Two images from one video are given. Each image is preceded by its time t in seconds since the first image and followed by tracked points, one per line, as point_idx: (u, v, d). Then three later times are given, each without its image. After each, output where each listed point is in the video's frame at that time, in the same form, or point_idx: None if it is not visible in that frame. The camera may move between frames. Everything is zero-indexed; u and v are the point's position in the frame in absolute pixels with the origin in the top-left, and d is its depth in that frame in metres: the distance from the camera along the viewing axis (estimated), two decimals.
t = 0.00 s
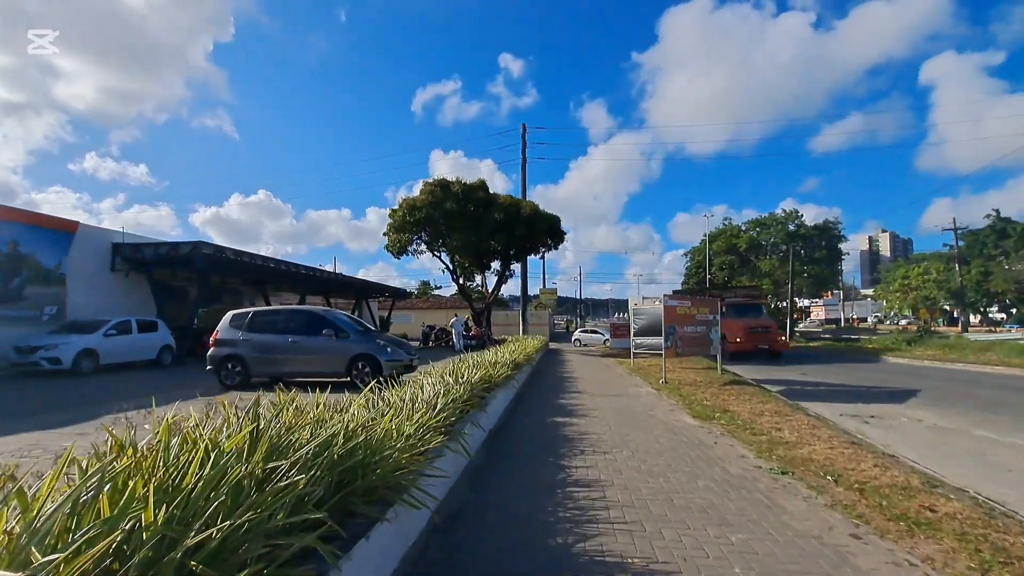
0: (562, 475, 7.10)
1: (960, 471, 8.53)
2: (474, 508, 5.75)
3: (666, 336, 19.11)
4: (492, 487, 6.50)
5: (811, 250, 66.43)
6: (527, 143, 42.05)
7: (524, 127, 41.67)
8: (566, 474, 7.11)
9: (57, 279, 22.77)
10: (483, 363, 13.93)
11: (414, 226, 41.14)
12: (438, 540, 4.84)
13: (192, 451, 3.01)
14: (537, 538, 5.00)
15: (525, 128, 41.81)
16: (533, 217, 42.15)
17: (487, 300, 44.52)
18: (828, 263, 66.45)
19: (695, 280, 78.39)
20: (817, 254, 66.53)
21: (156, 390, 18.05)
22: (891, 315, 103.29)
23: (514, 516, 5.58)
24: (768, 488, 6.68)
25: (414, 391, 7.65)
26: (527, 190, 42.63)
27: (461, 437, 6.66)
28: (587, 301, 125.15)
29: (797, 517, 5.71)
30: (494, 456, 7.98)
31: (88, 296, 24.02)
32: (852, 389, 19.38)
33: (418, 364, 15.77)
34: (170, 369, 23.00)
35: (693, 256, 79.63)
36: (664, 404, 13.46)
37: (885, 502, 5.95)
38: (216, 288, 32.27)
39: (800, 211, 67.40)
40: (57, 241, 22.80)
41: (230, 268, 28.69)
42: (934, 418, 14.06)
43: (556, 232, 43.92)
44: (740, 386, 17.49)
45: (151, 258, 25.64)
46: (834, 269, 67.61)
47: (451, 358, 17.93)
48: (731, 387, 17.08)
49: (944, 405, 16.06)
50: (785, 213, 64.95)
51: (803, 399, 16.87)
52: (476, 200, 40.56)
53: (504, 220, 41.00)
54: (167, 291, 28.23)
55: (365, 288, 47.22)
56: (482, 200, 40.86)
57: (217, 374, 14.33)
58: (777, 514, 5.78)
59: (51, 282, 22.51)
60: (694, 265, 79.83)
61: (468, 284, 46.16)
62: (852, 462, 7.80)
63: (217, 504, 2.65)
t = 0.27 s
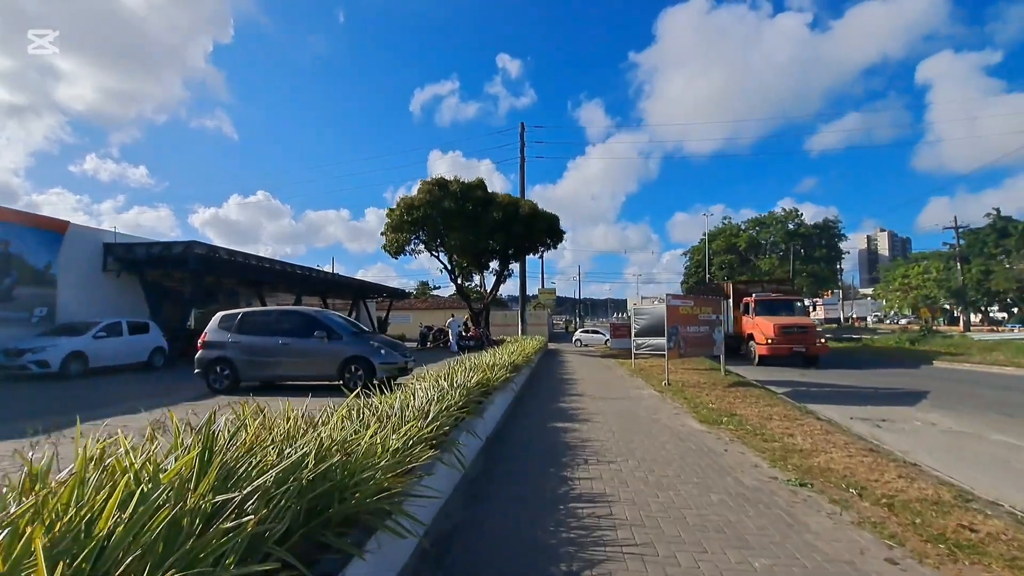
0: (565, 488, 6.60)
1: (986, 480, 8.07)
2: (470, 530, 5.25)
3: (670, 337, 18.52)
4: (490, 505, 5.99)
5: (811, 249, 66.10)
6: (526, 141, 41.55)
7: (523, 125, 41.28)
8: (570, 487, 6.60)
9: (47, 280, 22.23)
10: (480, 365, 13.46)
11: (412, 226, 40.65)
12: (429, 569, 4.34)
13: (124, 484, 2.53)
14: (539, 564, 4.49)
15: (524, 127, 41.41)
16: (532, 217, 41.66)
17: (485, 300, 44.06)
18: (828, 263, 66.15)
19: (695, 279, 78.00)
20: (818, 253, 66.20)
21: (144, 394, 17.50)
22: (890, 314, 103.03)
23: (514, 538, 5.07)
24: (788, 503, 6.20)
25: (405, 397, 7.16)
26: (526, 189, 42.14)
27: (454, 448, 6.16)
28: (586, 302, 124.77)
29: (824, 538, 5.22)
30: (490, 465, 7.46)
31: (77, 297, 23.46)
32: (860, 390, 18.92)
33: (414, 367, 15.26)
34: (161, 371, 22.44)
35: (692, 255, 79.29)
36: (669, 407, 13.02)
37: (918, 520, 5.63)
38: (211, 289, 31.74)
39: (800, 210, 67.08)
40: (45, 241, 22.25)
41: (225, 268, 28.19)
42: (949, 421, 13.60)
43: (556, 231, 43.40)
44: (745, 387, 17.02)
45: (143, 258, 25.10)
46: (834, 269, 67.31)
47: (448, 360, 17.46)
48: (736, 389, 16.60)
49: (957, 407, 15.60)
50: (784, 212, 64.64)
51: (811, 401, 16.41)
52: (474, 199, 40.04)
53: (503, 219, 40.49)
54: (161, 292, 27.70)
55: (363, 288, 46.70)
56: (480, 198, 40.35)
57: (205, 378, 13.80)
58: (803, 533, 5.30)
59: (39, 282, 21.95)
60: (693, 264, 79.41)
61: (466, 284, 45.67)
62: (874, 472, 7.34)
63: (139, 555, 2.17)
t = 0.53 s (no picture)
0: (567, 497, 6.15)
1: (1013, 486, 7.62)
2: (462, 547, 4.81)
3: (671, 336, 17.96)
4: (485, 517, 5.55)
5: (812, 248, 65.70)
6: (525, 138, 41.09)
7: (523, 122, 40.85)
8: (572, 497, 6.16)
9: (35, 278, 21.78)
10: (477, 365, 13.02)
11: (410, 224, 40.19)
12: None
13: (32, 522, 2.21)
14: None
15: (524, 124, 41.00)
16: (532, 215, 41.18)
17: (484, 299, 43.62)
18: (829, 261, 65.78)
19: (695, 278, 77.60)
20: (819, 252, 65.79)
21: (133, 395, 17.04)
22: (891, 314, 102.76)
23: (511, 556, 4.62)
24: (808, 514, 5.76)
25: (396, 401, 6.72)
26: (525, 187, 41.67)
27: (447, 455, 5.72)
28: (585, 301, 124.41)
29: (851, 555, 4.75)
30: (486, 472, 7.02)
31: (67, 295, 23.01)
32: (867, 390, 18.48)
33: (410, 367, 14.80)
34: (152, 371, 21.97)
35: (692, 254, 78.93)
36: (673, 409, 12.58)
37: (952, 534, 5.23)
38: (205, 287, 31.32)
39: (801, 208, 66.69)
40: (33, 238, 21.79)
41: (219, 267, 27.74)
42: (962, 422, 13.17)
43: (556, 229, 42.85)
44: (751, 388, 16.58)
45: (134, 256, 24.64)
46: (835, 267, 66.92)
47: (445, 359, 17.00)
48: (741, 389, 16.16)
49: (968, 407, 15.16)
50: (786, 210, 64.25)
51: (818, 402, 15.98)
52: (473, 196, 39.57)
53: (502, 217, 40.00)
54: (153, 291, 27.24)
55: (360, 287, 46.24)
56: (479, 196, 39.87)
57: (193, 378, 13.34)
58: (827, 549, 4.85)
59: (27, 280, 21.49)
60: (694, 264, 79.00)
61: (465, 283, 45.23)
62: (894, 480, 6.91)
63: None
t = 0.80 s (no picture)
0: (567, 514, 5.67)
1: None
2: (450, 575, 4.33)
3: (676, 337, 17.50)
4: (478, 538, 5.07)
5: (814, 247, 65.20)
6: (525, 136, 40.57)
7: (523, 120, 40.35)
8: (572, 513, 5.68)
9: (20, 277, 21.26)
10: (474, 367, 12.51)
11: (408, 222, 39.67)
12: None
13: None
14: None
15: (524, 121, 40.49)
16: (532, 213, 40.65)
17: (483, 298, 43.15)
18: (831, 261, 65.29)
19: (696, 277, 77.20)
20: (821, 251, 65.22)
21: (119, 397, 16.54)
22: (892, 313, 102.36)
23: None
24: (831, 534, 5.27)
25: (382, 409, 6.23)
26: (525, 185, 41.15)
27: (437, 470, 5.22)
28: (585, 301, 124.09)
29: None
30: (481, 487, 6.51)
31: (54, 295, 22.52)
32: (876, 392, 17.98)
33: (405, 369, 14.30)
34: (142, 372, 21.46)
35: (693, 253, 78.53)
36: (678, 413, 12.07)
37: (993, 559, 4.72)
38: (199, 287, 30.83)
39: (803, 207, 66.13)
40: (19, 236, 21.31)
41: (212, 266, 27.25)
42: (978, 426, 12.68)
43: (556, 228, 42.24)
44: (757, 390, 16.08)
45: (125, 255, 24.17)
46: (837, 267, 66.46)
47: (441, 361, 16.46)
48: (747, 392, 15.66)
49: (982, 410, 14.66)
50: (787, 209, 63.65)
51: (826, 405, 15.51)
52: (472, 194, 39.05)
53: (502, 215, 39.46)
54: (144, 290, 26.74)
55: (358, 287, 45.73)
56: (478, 194, 39.34)
57: (178, 381, 12.83)
58: None
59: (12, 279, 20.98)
60: (694, 263, 78.52)
61: (464, 282, 44.74)
62: (921, 493, 6.40)
63: None
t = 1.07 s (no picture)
0: (572, 528, 5.23)
1: None
2: None
3: (682, 337, 16.98)
4: (474, 556, 4.64)
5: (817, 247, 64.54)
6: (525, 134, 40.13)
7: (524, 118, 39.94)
8: (577, 528, 5.24)
9: (9, 276, 20.86)
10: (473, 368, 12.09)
11: (407, 221, 39.21)
12: None
13: None
14: None
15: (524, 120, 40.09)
16: (533, 212, 40.18)
17: (483, 298, 42.69)
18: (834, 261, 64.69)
19: (697, 278, 76.69)
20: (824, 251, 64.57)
21: (108, 398, 16.11)
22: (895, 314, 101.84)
23: None
24: (861, 550, 4.82)
25: (373, 415, 5.87)
26: (525, 184, 40.71)
27: (430, 482, 4.82)
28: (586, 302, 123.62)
29: None
30: (479, 497, 6.11)
31: (44, 293, 22.10)
32: (887, 394, 17.51)
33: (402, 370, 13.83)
34: (134, 373, 21.03)
35: (695, 254, 78.07)
36: (685, 416, 11.61)
37: None
38: (194, 286, 30.39)
39: (805, 207, 65.56)
40: (9, 234, 20.92)
41: (207, 265, 26.83)
42: (996, 430, 12.20)
43: (557, 227, 41.73)
44: (765, 392, 15.61)
45: (117, 253, 23.77)
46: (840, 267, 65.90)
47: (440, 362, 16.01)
48: (755, 394, 15.20)
49: (998, 412, 14.18)
50: (790, 209, 63.03)
51: (836, 407, 15.04)
52: (472, 193, 38.61)
53: (502, 214, 38.99)
54: (138, 290, 26.31)
55: (357, 287, 45.28)
56: (478, 193, 38.89)
57: (165, 383, 12.37)
58: None
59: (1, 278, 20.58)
60: (696, 263, 78.08)
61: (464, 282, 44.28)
62: (951, 505, 5.95)
63: None
